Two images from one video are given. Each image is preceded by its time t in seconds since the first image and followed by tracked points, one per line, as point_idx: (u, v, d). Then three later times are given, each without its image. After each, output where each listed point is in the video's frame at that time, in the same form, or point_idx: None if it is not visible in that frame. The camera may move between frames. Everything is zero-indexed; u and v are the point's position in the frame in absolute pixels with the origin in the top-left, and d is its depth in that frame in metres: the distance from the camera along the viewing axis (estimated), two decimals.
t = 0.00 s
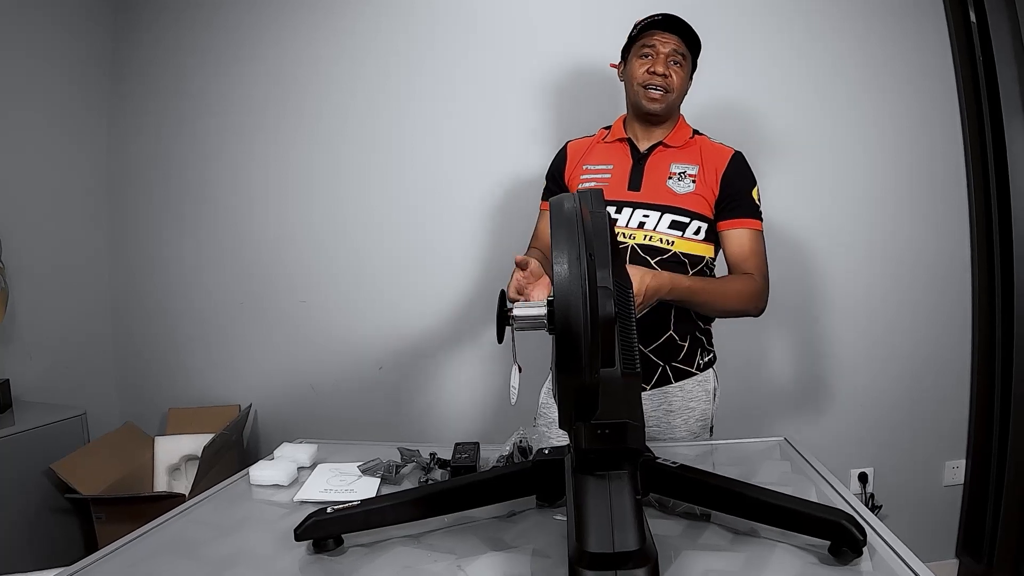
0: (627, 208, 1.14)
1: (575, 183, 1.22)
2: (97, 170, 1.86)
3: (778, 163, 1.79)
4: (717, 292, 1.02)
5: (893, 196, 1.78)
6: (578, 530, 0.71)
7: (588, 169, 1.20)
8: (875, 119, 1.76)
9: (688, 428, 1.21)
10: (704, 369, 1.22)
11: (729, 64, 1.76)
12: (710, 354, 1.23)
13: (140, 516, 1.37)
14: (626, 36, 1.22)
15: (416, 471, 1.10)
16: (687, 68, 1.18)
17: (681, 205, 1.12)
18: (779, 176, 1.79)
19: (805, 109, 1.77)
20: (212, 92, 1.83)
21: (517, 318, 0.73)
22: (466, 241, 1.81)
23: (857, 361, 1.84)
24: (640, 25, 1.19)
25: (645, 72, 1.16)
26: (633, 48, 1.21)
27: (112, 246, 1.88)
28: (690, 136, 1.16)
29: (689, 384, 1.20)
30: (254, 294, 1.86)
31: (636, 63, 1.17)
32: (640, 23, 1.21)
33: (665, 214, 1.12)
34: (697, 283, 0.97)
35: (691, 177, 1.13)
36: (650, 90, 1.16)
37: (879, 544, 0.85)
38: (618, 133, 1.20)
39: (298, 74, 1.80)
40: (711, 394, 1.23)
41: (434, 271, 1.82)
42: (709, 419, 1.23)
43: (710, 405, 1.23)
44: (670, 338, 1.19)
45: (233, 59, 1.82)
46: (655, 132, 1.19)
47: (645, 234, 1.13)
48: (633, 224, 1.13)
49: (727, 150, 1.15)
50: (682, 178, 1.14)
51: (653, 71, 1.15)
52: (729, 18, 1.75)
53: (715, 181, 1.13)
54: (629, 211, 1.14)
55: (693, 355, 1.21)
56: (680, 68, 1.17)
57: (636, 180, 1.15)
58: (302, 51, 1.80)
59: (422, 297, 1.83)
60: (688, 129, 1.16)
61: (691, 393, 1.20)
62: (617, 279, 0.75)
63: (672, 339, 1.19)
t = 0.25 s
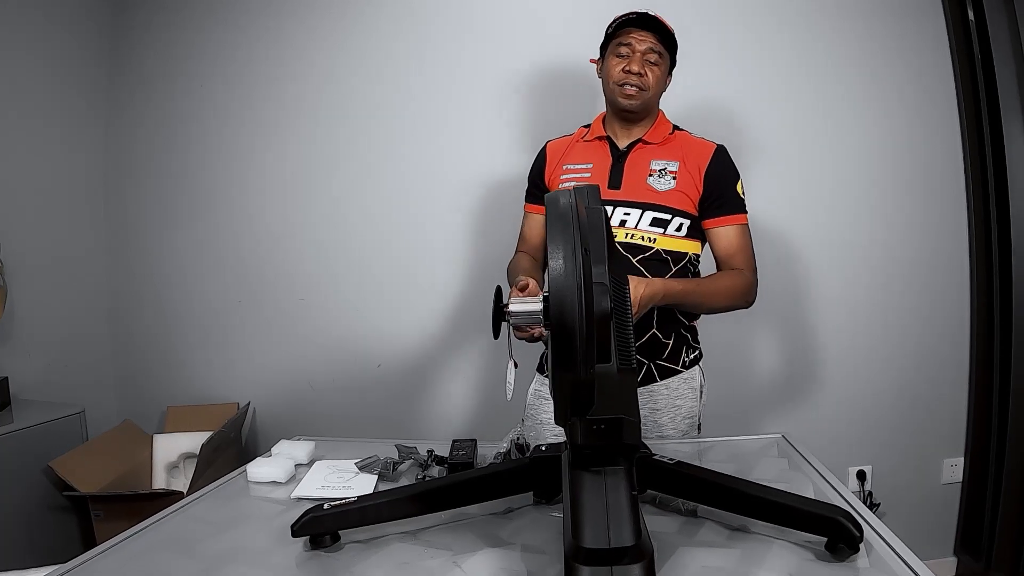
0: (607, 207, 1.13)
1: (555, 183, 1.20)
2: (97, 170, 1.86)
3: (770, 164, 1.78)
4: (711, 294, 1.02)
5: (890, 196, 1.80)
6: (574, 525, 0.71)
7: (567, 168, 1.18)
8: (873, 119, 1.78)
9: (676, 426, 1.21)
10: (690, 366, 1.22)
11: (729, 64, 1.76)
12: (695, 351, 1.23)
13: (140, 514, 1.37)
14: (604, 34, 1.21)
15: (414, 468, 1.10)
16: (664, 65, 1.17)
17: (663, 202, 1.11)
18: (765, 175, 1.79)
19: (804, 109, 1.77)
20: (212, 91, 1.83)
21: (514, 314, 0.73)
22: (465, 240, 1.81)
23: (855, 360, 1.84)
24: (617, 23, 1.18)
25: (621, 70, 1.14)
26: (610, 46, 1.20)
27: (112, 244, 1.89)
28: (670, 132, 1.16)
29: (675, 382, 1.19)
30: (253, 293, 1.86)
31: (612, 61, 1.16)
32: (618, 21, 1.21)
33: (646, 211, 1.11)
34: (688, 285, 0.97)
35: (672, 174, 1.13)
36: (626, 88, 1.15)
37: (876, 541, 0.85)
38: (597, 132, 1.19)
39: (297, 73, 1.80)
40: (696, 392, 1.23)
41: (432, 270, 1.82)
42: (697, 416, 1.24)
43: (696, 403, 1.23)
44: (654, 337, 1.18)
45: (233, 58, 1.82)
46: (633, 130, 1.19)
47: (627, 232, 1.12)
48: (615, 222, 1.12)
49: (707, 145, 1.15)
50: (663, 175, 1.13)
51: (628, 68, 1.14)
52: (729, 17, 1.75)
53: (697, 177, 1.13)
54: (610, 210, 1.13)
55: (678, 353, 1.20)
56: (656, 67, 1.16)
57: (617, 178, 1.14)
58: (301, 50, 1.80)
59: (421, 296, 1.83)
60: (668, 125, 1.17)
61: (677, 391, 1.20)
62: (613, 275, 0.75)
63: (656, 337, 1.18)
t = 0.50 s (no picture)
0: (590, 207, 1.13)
1: (537, 184, 1.20)
2: (97, 170, 1.86)
3: (765, 165, 1.78)
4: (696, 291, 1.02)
5: (890, 196, 1.80)
6: (574, 524, 0.71)
7: (549, 169, 1.18)
8: (872, 119, 1.78)
9: (665, 425, 1.21)
10: (677, 366, 1.21)
11: (730, 64, 1.76)
12: (681, 351, 1.22)
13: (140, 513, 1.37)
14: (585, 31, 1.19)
15: (414, 468, 1.10)
16: (645, 65, 1.17)
17: (645, 201, 1.11)
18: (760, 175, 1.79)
19: (805, 109, 1.77)
20: (212, 91, 1.83)
21: (513, 312, 0.73)
22: (466, 240, 1.81)
23: (855, 360, 1.85)
24: (599, 21, 1.17)
25: (601, 70, 1.14)
26: (590, 44, 1.19)
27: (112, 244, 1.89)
28: (651, 129, 1.16)
29: (662, 382, 1.19)
30: (253, 293, 1.86)
31: (592, 60, 1.15)
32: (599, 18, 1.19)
33: (629, 210, 1.12)
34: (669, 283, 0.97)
35: (653, 172, 1.13)
36: (606, 88, 1.14)
37: (876, 540, 0.85)
38: (577, 131, 1.19)
39: (297, 74, 1.80)
40: (684, 390, 1.22)
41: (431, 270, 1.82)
42: (685, 415, 1.23)
43: (684, 401, 1.22)
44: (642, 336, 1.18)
45: (234, 58, 1.82)
46: (614, 129, 1.19)
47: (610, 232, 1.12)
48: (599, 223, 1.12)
49: (689, 141, 1.15)
50: (645, 173, 1.13)
51: (608, 68, 1.13)
52: (729, 17, 1.75)
53: (679, 174, 1.13)
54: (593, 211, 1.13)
55: (665, 353, 1.20)
56: (637, 66, 1.15)
57: (599, 178, 1.14)
58: (302, 50, 1.80)
59: (421, 296, 1.83)
60: (649, 123, 1.16)
61: (665, 391, 1.19)
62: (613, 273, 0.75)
63: (644, 338, 1.17)
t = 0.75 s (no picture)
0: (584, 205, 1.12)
1: (527, 181, 1.18)
2: (97, 171, 1.86)
3: (763, 165, 1.78)
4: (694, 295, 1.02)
5: (890, 196, 1.80)
6: (575, 524, 0.71)
7: (540, 166, 1.16)
8: (872, 119, 1.78)
9: (659, 424, 1.20)
10: (670, 366, 1.21)
11: (730, 65, 1.76)
12: (674, 350, 1.23)
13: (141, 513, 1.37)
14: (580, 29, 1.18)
15: (414, 467, 1.10)
16: (639, 67, 1.16)
17: (639, 200, 1.11)
18: (756, 175, 1.79)
19: (805, 109, 1.77)
20: (212, 91, 1.83)
21: (514, 312, 0.73)
22: (466, 239, 1.81)
23: (855, 359, 1.85)
24: (595, 20, 1.15)
25: (597, 71, 1.13)
26: (584, 42, 1.17)
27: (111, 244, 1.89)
28: (643, 130, 1.16)
29: (655, 381, 1.19)
30: (253, 292, 1.86)
31: (587, 60, 1.14)
32: (595, 16, 1.17)
33: (624, 209, 1.11)
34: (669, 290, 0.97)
35: (647, 171, 1.13)
36: (600, 89, 1.13)
37: (877, 539, 0.85)
38: (569, 129, 1.18)
39: (297, 74, 1.80)
40: (677, 389, 1.22)
41: (431, 270, 1.82)
42: (679, 414, 1.23)
43: (678, 399, 1.22)
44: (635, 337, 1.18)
45: (234, 58, 1.82)
46: (606, 129, 1.18)
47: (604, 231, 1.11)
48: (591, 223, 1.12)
49: (681, 142, 1.15)
50: (638, 172, 1.13)
51: (604, 70, 1.12)
52: (730, 16, 1.75)
53: (672, 174, 1.13)
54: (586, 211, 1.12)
55: (657, 352, 1.20)
56: (631, 69, 1.15)
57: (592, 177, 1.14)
58: (302, 50, 1.80)
59: (421, 295, 1.83)
60: (641, 124, 1.17)
61: (658, 390, 1.19)
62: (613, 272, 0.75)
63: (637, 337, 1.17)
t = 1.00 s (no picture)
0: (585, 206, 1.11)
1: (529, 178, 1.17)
2: (97, 171, 1.86)
3: (762, 165, 1.78)
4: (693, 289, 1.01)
5: (889, 196, 1.80)
6: (572, 526, 0.71)
7: (543, 164, 1.16)
8: (871, 120, 1.78)
9: (657, 426, 1.20)
10: (668, 367, 1.21)
11: (729, 65, 1.76)
12: (673, 351, 1.23)
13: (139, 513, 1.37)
14: (590, 29, 1.17)
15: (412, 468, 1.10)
16: (646, 74, 1.17)
17: (640, 202, 1.11)
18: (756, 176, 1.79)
19: (804, 109, 1.77)
20: (212, 91, 1.83)
21: (511, 313, 0.73)
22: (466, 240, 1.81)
23: (854, 360, 1.85)
24: (607, 22, 1.15)
25: (604, 74, 1.13)
26: (594, 44, 1.17)
27: (110, 244, 1.89)
28: (645, 133, 1.16)
29: (654, 382, 1.18)
30: (251, 293, 1.86)
31: (596, 62, 1.14)
32: (606, 18, 1.17)
33: (624, 211, 1.11)
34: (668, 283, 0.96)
35: (648, 173, 1.13)
36: (606, 92, 1.13)
37: (875, 540, 0.85)
38: (571, 129, 1.18)
39: (297, 75, 1.80)
40: (676, 391, 1.22)
41: (430, 270, 1.82)
42: (677, 415, 1.23)
43: (677, 400, 1.22)
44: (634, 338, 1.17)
45: (233, 58, 1.82)
46: (607, 132, 1.18)
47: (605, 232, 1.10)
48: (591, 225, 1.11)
49: (681, 145, 1.16)
50: (639, 174, 1.13)
51: (612, 73, 1.12)
52: (729, 16, 1.75)
53: (672, 176, 1.14)
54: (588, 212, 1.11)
55: (656, 354, 1.20)
56: (639, 76, 1.15)
57: (593, 176, 1.13)
58: (302, 50, 1.80)
59: (420, 296, 1.83)
60: (643, 127, 1.16)
61: (656, 391, 1.18)
62: (610, 274, 0.75)
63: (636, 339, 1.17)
